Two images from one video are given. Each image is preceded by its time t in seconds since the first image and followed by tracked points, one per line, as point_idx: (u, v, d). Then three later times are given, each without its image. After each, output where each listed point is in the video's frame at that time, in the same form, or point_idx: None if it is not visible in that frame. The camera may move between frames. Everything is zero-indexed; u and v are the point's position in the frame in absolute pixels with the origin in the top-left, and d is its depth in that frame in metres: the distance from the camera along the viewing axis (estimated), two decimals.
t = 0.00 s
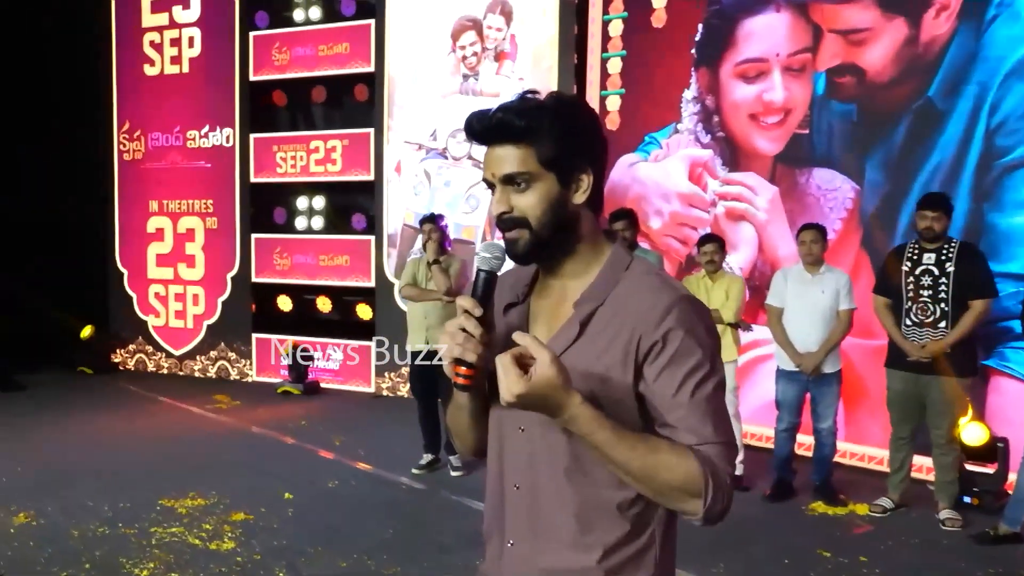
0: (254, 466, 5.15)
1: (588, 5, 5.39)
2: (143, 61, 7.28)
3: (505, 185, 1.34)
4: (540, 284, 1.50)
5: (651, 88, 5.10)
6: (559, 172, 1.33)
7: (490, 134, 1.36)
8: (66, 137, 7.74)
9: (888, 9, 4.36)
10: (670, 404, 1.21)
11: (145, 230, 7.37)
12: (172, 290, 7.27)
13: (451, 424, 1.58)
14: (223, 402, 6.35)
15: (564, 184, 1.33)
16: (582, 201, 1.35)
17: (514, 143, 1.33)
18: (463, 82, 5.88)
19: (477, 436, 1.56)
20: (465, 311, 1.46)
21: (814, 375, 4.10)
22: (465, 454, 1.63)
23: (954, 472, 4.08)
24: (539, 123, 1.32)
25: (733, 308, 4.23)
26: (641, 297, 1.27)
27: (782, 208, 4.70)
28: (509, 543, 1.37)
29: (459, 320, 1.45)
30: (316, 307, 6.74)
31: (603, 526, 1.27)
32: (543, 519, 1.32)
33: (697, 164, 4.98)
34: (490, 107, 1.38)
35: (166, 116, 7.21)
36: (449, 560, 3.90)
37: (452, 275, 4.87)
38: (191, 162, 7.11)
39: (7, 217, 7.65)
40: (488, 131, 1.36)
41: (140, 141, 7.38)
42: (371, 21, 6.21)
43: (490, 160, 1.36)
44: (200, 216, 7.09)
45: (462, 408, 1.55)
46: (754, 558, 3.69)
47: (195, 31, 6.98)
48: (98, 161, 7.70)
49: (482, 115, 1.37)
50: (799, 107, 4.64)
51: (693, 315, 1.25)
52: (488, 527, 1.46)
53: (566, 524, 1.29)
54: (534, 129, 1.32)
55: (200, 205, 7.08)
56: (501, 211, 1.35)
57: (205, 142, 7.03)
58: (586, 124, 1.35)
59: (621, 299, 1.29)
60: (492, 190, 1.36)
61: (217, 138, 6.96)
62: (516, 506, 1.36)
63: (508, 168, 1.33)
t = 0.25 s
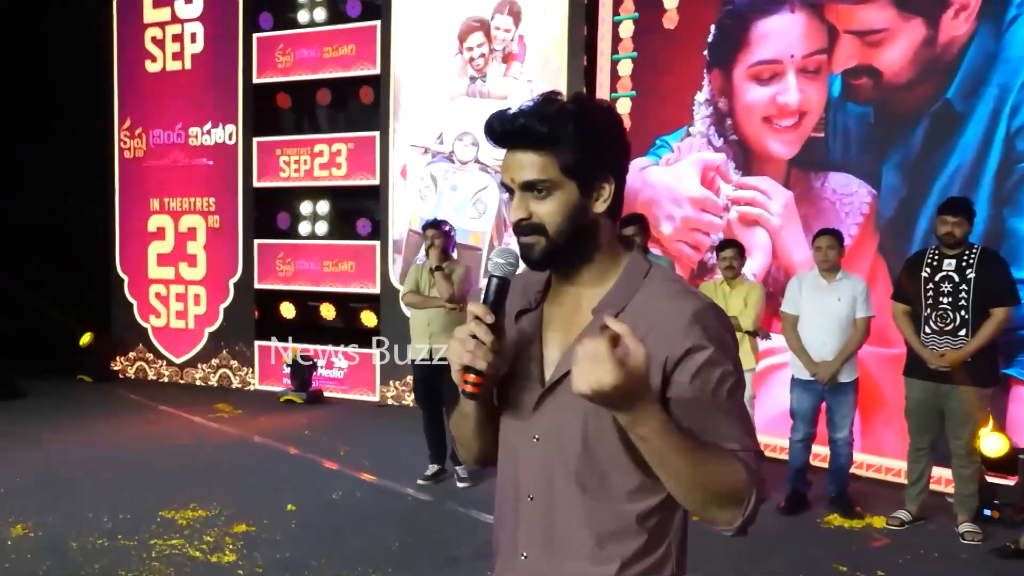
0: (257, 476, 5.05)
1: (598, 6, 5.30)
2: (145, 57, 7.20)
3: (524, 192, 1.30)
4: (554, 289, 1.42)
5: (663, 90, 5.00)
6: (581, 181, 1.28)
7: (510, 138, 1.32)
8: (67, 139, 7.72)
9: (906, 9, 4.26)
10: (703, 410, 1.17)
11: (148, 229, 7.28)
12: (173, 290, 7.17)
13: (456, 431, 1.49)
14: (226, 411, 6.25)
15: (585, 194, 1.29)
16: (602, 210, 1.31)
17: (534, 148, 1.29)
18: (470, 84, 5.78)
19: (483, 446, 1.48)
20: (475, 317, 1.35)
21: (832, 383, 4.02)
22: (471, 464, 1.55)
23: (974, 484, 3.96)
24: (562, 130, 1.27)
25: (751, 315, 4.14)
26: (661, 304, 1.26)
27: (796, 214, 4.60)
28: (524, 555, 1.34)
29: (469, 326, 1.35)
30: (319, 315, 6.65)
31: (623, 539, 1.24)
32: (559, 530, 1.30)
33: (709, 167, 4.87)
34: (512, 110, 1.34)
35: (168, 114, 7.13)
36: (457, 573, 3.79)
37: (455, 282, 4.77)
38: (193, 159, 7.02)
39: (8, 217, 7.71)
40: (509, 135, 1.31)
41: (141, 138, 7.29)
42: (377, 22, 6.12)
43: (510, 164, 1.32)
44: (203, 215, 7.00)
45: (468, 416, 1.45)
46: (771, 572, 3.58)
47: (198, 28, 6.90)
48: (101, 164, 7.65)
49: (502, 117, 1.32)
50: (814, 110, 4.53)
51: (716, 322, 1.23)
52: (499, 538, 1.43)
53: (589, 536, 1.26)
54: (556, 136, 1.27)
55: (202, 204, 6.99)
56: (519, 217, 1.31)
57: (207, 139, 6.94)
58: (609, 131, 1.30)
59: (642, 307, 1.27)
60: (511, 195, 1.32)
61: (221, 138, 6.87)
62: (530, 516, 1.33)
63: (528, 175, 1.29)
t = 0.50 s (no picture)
0: (254, 484, 4.95)
1: (601, 5, 5.23)
2: (139, 49, 7.10)
3: (536, 195, 1.22)
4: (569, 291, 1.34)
5: (667, 90, 4.92)
6: (595, 181, 1.20)
7: (520, 138, 1.23)
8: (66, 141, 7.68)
9: (915, 7, 4.18)
10: (719, 415, 1.11)
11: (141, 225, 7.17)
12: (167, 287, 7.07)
13: (461, 438, 1.39)
14: (221, 418, 6.15)
15: (599, 196, 1.21)
16: (617, 212, 1.22)
17: (546, 148, 1.20)
18: (471, 83, 5.70)
19: (489, 457, 1.37)
20: (490, 322, 1.27)
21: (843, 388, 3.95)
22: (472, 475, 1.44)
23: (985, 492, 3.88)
24: (575, 128, 1.20)
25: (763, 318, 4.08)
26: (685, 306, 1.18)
27: (803, 215, 4.51)
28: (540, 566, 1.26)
29: (485, 330, 1.26)
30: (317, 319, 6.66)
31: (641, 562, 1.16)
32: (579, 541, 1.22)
33: (714, 168, 4.79)
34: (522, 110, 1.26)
35: (162, 107, 7.02)
36: None
37: (455, 285, 4.67)
38: (187, 153, 6.91)
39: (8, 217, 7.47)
40: (519, 135, 1.23)
41: (136, 131, 7.18)
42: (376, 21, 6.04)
43: (520, 166, 1.24)
44: (197, 210, 6.88)
45: (475, 423, 1.34)
46: None
47: (193, 19, 6.81)
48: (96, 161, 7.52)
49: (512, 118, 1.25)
50: (822, 110, 4.45)
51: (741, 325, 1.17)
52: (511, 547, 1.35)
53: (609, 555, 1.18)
54: (568, 135, 1.19)
55: (196, 199, 6.88)
56: (530, 221, 1.23)
57: (203, 132, 6.83)
58: (623, 128, 1.22)
59: (664, 308, 1.20)
60: (522, 198, 1.24)
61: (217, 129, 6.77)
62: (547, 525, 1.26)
63: (540, 177, 1.21)
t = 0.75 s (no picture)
0: (252, 488, 4.85)
1: None
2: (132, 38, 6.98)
3: (542, 196, 1.18)
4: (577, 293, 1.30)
5: (672, 86, 4.82)
6: (602, 179, 1.16)
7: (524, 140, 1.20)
8: (62, 138, 7.59)
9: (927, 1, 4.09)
10: (708, 430, 1.08)
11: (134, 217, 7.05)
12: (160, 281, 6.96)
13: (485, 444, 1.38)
14: (216, 421, 6.04)
15: (605, 193, 1.16)
16: (626, 208, 1.18)
17: (550, 148, 1.16)
18: (471, 79, 5.60)
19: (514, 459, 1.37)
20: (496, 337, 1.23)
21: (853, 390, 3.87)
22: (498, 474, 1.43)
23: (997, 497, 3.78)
24: (578, 125, 1.15)
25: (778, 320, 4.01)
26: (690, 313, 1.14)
27: (812, 214, 4.42)
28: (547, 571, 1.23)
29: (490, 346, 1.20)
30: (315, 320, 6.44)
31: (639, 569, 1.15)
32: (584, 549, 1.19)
33: (720, 166, 4.69)
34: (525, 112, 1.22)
35: (156, 97, 6.91)
36: None
37: (454, 286, 4.58)
38: (181, 144, 6.81)
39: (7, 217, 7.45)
40: (522, 137, 1.19)
41: (129, 122, 7.07)
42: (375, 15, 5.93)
43: (525, 168, 1.20)
44: (192, 201, 6.77)
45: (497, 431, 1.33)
46: None
47: (187, 7, 6.69)
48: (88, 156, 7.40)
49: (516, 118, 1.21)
50: (831, 106, 4.37)
51: (747, 334, 1.13)
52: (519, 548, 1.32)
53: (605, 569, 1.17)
54: (572, 133, 1.15)
55: (190, 190, 6.77)
56: (537, 223, 1.19)
57: (198, 122, 6.73)
58: (628, 123, 1.17)
59: (669, 313, 1.16)
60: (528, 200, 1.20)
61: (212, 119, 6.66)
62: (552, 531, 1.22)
63: (545, 177, 1.17)
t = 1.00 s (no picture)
0: (236, 492, 4.73)
1: None
2: (111, 23, 6.80)
3: (526, 201, 1.12)
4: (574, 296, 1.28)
5: (665, 81, 4.74)
6: (589, 180, 1.11)
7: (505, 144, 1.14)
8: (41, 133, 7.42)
9: None
10: (689, 413, 1.05)
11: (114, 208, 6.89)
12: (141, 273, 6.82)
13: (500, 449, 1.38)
14: (197, 424, 5.90)
15: (592, 195, 1.12)
16: (613, 208, 1.14)
17: (534, 152, 1.11)
18: (460, 74, 5.50)
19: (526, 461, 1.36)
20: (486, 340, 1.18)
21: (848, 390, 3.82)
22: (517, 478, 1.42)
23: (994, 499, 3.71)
24: (562, 127, 1.10)
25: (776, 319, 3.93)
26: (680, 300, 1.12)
27: (808, 212, 4.35)
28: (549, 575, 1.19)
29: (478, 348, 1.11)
30: (297, 321, 6.26)
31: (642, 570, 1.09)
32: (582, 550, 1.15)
33: (715, 163, 4.61)
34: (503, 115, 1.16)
35: (136, 85, 6.75)
36: None
37: (444, 287, 4.48)
38: (162, 132, 6.67)
39: None
40: (503, 142, 1.14)
41: (106, 109, 6.88)
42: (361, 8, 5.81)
43: (506, 173, 1.14)
44: (172, 191, 6.64)
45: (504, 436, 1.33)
46: None
47: None
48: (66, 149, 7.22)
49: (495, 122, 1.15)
50: (827, 102, 4.29)
51: (737, 319, 1.10)
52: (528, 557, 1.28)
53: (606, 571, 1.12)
54: (557, 135, 1.09)
55: (171, 179, 6.63)
56: (522, 229, 1.13)
57: (179, 110, 6.58)
58: (612, 121, 1.13)
59: (659, 302, 1.14)
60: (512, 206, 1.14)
61: (193, 107, 6.52)
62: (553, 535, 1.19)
63: (529, 182, 1.11)
